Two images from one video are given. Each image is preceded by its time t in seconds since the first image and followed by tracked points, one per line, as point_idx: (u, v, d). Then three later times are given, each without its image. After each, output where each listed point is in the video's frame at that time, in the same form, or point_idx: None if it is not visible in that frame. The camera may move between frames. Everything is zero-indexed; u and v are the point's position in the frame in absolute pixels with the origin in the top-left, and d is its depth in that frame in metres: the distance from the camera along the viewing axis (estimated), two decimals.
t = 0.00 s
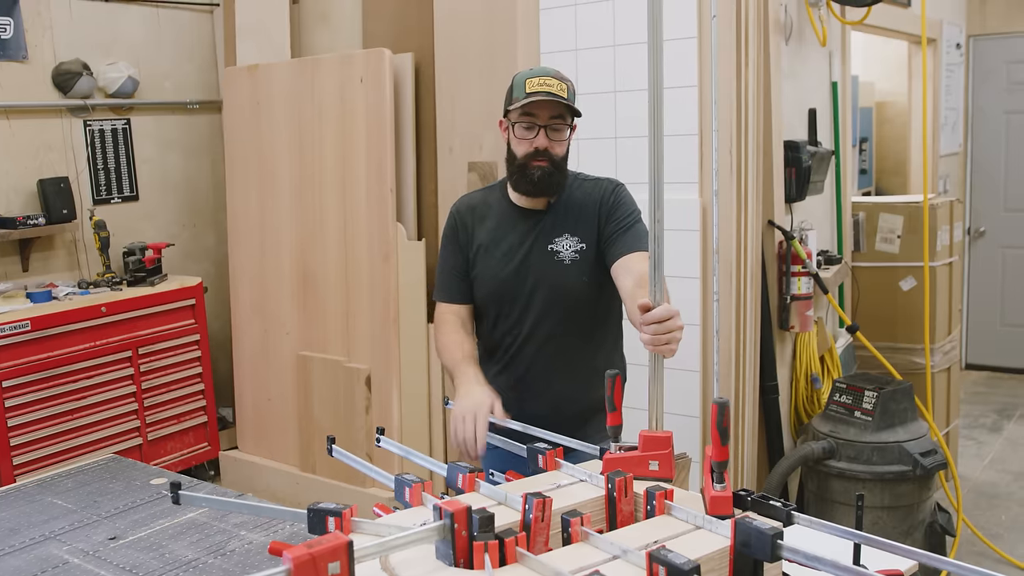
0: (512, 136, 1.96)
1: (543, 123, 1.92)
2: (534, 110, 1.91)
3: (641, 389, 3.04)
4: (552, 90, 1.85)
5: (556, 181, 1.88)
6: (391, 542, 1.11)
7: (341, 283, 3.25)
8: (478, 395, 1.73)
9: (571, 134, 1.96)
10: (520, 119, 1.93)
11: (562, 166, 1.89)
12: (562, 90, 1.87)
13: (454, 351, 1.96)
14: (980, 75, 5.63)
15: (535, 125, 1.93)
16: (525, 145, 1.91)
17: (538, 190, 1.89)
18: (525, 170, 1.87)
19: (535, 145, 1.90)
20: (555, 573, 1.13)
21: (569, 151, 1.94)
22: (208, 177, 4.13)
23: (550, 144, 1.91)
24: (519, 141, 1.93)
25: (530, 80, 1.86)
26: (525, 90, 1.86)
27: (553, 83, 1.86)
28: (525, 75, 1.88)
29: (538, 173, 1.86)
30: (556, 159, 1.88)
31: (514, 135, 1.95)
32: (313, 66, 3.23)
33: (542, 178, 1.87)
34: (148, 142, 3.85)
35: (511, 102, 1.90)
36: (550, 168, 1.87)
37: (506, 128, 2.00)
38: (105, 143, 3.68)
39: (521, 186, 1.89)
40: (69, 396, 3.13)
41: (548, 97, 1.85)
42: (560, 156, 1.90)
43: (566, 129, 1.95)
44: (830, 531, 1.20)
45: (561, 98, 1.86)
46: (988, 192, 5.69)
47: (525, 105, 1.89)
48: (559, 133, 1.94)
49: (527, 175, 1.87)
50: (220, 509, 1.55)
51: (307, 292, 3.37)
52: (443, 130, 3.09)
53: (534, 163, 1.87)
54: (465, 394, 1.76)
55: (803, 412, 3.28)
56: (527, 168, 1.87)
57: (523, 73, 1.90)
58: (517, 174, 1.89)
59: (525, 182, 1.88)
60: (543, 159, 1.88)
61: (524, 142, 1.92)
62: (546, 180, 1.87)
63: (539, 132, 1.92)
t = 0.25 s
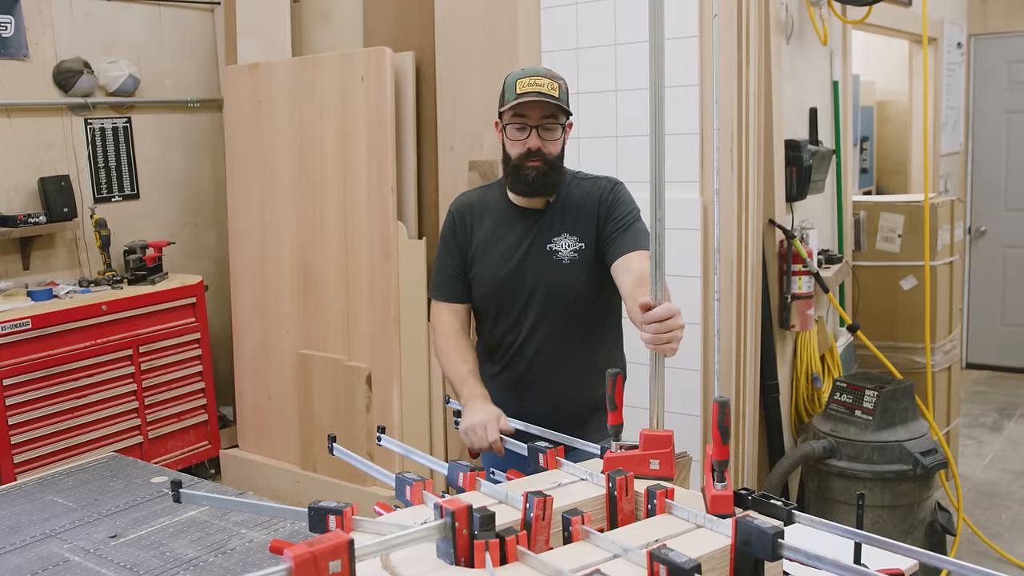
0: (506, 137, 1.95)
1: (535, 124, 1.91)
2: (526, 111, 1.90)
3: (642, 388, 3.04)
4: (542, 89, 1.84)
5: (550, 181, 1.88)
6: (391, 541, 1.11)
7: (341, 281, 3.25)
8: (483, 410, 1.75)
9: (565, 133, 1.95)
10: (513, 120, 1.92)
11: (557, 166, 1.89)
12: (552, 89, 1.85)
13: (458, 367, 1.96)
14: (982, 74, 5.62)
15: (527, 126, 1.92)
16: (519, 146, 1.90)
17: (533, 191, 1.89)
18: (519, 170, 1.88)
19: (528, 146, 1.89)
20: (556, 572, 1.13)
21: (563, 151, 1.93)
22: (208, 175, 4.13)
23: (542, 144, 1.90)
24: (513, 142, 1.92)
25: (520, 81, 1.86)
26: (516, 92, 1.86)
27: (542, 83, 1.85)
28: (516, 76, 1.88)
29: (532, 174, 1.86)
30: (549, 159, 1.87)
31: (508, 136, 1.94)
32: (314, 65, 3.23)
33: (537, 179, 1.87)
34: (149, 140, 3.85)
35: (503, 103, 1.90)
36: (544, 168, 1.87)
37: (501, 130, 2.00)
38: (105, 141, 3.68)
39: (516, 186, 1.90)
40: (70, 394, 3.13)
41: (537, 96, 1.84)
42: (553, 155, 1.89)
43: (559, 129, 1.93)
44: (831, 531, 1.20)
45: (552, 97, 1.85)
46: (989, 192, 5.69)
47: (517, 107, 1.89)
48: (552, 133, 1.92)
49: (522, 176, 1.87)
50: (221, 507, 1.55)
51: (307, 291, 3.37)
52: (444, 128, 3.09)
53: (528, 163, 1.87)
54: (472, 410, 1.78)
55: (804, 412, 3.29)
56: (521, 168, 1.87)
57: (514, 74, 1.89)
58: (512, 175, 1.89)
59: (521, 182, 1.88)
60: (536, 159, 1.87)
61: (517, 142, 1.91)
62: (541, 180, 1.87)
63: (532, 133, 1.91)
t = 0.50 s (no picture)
0: (507, 145, 1.94)
1: (536, 132, 1.90)
2: (527, 120, 1.89)
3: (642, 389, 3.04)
4: (542, 97, 1.83)
5: (554, 187, 1.90)
6: (391, 542, 1.11)
7: (341, 282, 3.25)
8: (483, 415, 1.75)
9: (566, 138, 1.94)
10: (514, 129, 1.91)
11: (559, 171, 1.90)
12: (552, 96, 1.84)
13: (460, 370, 1.96)
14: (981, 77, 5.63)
15: (529, 134, 1.91)
16: (521, 154, 1.90)
17: (537, 199, 1.90)
18: (521, 179, 1.89)
19: (531, 154, 1.88)
20: (555, 574, 1.13)
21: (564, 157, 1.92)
22: (208, 176, 4.13)
23: (545, 152, 1.89)
24: (514, 150, 1.91)
25: (520, 88, 1.84)
26: (516, 100, 1.84)
27: (543, 90, 1.84)
28: (515, 83, 1.86)
29: (535, 182, 1.88)
30: (552, 166, 1.88)
31: (509, 144, 1.93)
32: (314, 66, 3.23)
33: (540, 186, 1.88)
34: (149, 141, 3.86)
35: (504, 112, 1.88)
36: (547, 176, 1.88)
37: (500, 136, 1.99)
38: (105, 142, 3.68)
39: (519, 194, 1.91)
40: (70, 395, 3.13)
41: (539, 105, 1.83)
42: (556, 162, 1.89)
43: (560, 135, 1.92)
44: (830, 532, 1.21)
45: (553, 104, 1.84)
46: (988, 194, 5.70)
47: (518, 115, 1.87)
48: (553, 139, 1.92)
49: (525, 184, 1.89)
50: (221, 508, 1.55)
51: (307, 292, 3.37)
52: (444, 130, 3.09)
53: (531, 171, 1.88)
54: (472, 414, 1.78)
55: (803, 414, 3.29)
56: (524, 177, 1.88)
57: (512, 80, 1.88)
58: (515, 183, 1.90)
59: (523, 190, 1.90)
60: (539, 167, 1.88)
61: (519, 151, 1.90)
62: (545, 188, 1.89)
63: (534, 141, 1.90)
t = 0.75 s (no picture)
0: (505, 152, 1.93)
1: (535, 138, 1.90)
2: (526, 126, 1.88)
3: (641, 390, 3.04)
4: (541, 103, 1.83)
5: (553, 194, 1.90)
6: (391, 543, 1.11)
7: (340, 283, 3.25)
8: (482, 416, 1.75)
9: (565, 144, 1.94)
10: (513, 136, 1.90)
11: (558, 177, 1.90)
12: (551, 101, 1.85)
13: (459, 371, 1.96)
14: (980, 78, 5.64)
15: (528, 141, 1.90)
16: (520, 160, 1.88)
17: (536, 205, 1.91)
18: (521, 186, 1.89)
19: (530, 160, 1.87)
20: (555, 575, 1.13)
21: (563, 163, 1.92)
22: (207, 177, 4.13)
23: (545, 158, 1.89)
24: (513, 157, 1.91)
25: (519, 95, 1.85)
26: (515, 106, 1.84)
27: (541, 96, 1.84)
28: (513, 90, 1.86)
29: (534, 189, 1.88)
30: (552, 172, 1.88)
31: (507, 151, 1.92)
32: (314, 67, 3.23)
33: (540, 194, 1.89)
34: (148, 142, 3.86)
35: (502, 119, 1.88)
36: (547, 182, 1.88)
37: (498, 144, 1.98)
38: (104, 143, 3.68)
39: (519, 201, 1.91)
40: (68, 396, 3.12)
41: (538, 110, 1.83)
42: (555, 168, 1.89)
43: (559, 142, 1.92)
44: (829, 533, 1.21)
45: (551, 110, 1.84)
46: (987, 195, 5.70)
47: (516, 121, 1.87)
48: (552, 146, 1.92)
49: (524, 190, 1.89)
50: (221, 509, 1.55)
51: (307, 293, 3.37)
52: (443, 131, 3.10)
53: (530, 178, 1.88)
54: (471, 414, 1.78)
55: (802, 415, 3.29)
56: (523, 183, 1.89)
57: (510, 86, 1.88)
58: (514, 189, 1.90)
59: (523, 197, 1.90)
60: (539, 174, 1.88)
61: (518, 157, 1.89)
62: (544, 194, 1.89)
63: (533, 147, 1.89)
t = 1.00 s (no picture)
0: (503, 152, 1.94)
1: (532, 137, 1.90)
2: (523, 126, 1.88)
3: (641, 390, 3.04)
4: (537, 103, 1.83)
5: (551, 192, 1.90)
6: (391, 542, 1.11)
7: (341, 282, 3.25)
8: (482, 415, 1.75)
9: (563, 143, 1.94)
10: (510, 136, 1.90)
11: (556, 177, 1.89)
12: (548, 102, 1.84)
13: (459, 370, 1.96)
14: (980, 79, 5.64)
15: (525, 141, 1.90)
16: (517, 161, 1.89)
17: (535, 204, 1.90)
18: (519, 185, 1.89)
19: (527, 160, 1.88)
20: (555, 575, 1.13)
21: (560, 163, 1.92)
22: (208, 176, 4.13)
23: (542, 158, 1.89)
24: (511, 158, 1.91)
25: (516, 95, 1.84)
26: (512, 107, 1.84)
27: (538, 96, 1.84)
28: (510, 91, 1.86)
29: (532, 188, 1.88)
30: (549, 172, 1.88)
31: (505, 151, 1.93)
32: (314, 66, 3.23)
33: (537, 192, 1.88)
34: (148, 141, 3.85)
35: (500, 119, 1.89)
36: (544, 181, 1.88)
37: (497, 143, 1.98)
38: (105, 141, 3.68)
39: (517, 201, 1.92)
40: (68, 394, 3.12)
41: (534, 111, 1.83)
42: (553, 168, 1.89)
43: (556, 141, 1.92)
44: (830, 533, 1.21)
45: (548, 110, 1.84)
46: (987, 196, 5.70)
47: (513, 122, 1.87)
48: (549, 146, 1.92)
49: (522, 189, 1.89)
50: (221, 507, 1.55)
51: (307, 292, 3.37)
52: (444, 131, 3.10)
53: (528, 177, 1.88)
54: (471, 413, 1.77)
55: (802, 415, 3.29)
56: (521, 182, 1.89)
57: (508, 87, 1.88)
58: (512, 188, 1.91)
59: (521, 196, 1.90)
60: (536, 173, 1.88)
61: (515, 158, 1.90)
62: (542, 193, 1.89)
63: (530, 147, 1.90)
